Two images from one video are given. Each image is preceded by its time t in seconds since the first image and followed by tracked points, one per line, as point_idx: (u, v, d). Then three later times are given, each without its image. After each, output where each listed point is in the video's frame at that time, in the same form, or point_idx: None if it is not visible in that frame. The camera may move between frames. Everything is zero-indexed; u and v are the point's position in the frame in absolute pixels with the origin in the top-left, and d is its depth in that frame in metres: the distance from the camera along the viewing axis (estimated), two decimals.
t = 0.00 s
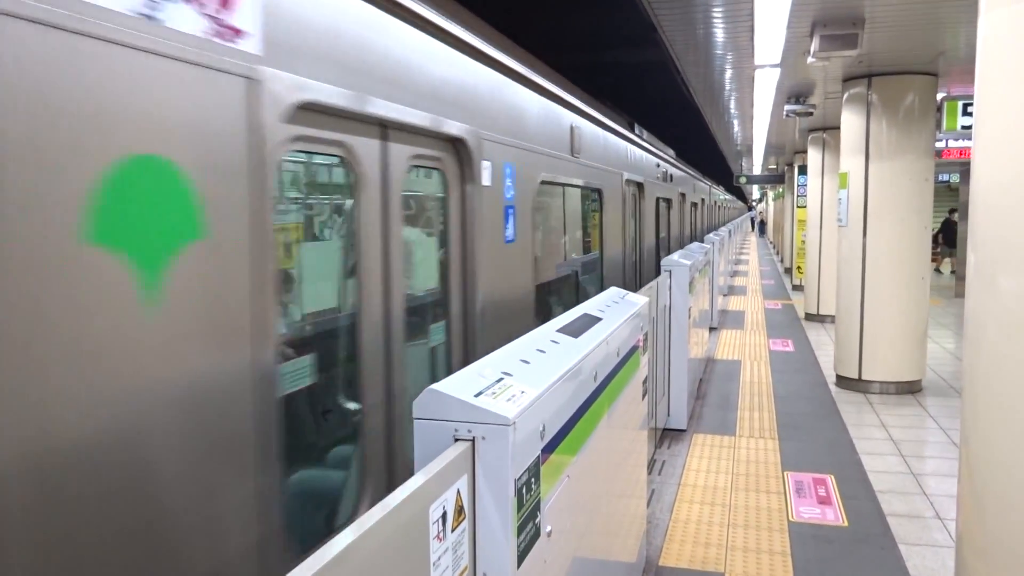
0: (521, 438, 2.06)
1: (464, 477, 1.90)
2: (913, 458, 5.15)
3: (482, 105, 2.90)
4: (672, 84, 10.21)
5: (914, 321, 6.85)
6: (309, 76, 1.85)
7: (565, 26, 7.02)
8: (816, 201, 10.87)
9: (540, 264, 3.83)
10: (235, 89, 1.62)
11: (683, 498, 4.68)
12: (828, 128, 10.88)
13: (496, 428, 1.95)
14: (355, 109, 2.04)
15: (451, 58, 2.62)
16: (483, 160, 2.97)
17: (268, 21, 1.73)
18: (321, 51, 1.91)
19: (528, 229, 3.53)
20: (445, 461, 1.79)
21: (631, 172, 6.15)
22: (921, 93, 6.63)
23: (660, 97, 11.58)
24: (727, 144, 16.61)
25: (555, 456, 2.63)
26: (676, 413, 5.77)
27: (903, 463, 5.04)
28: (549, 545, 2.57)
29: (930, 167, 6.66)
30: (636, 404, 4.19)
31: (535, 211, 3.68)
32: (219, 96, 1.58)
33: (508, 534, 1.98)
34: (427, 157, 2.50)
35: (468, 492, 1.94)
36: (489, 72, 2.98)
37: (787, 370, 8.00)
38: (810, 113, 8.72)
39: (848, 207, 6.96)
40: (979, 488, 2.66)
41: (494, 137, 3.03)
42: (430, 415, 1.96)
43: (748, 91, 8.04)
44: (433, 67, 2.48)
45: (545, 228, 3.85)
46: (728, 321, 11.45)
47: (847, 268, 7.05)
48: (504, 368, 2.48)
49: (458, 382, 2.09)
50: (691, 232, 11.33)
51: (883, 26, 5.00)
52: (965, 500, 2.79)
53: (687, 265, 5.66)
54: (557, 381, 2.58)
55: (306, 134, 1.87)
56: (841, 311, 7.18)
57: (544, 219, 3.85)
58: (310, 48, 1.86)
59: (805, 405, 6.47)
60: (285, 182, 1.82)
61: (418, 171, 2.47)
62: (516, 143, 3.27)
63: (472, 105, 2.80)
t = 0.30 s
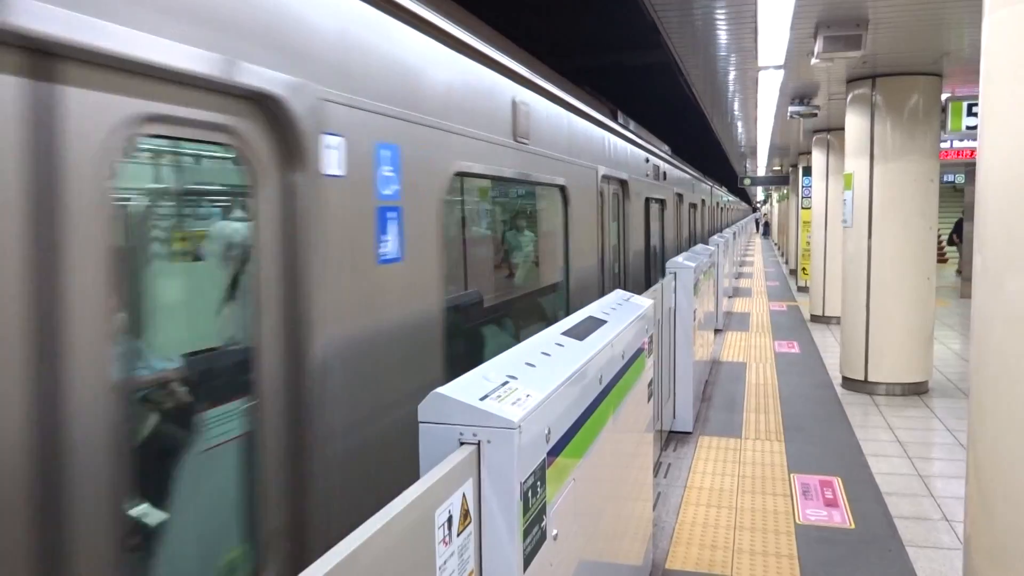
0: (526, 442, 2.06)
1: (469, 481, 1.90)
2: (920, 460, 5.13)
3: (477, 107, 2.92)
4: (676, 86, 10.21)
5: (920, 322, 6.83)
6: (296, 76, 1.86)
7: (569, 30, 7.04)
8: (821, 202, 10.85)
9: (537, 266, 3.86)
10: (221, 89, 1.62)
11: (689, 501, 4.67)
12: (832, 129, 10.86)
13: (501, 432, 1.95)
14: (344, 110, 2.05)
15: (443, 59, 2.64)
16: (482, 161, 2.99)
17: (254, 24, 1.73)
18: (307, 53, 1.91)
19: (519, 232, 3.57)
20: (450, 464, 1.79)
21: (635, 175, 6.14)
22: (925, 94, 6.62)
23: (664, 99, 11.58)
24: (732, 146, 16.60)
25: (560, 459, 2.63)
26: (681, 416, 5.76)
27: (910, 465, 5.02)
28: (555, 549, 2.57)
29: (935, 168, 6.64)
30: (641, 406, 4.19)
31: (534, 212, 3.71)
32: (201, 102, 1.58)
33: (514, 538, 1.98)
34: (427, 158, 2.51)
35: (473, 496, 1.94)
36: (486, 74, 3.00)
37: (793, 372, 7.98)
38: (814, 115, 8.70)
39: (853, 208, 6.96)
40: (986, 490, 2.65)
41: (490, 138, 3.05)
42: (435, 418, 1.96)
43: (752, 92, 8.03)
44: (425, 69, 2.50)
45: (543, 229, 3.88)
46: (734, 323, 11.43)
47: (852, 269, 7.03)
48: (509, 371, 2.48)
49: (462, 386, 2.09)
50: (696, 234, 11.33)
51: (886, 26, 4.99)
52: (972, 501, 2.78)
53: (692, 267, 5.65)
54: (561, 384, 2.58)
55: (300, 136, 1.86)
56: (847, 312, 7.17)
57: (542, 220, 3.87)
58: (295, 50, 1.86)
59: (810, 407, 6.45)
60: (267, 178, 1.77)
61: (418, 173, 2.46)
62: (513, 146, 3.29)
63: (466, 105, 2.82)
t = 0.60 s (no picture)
0: (530, 446, 2.05)
1: (473, 484, 1.89)
2: (924, 464, 5.12)
3: (478, 108, 2.90)
4: (680, 89, 10.23)
5: (924, 325, 6.81)
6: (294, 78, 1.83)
7: (573, 33, 7.04)
8: (825, 206, 10.85)
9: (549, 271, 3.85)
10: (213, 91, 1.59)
11: (692, 505, 4.66)
12: (836, 133, 10.86)
13: (504, 435, 1.94)
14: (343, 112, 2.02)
15: (445, 60, 2.61)
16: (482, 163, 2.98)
17: (250, 25, 1.69)
18: (307, 54, 1.88)
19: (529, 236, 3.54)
20: (454, 468, 1.79)
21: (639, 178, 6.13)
22: (929, 97, 6.62)
23: (668, 103, 11.60)
24: (736, 150, 16.62)
25: (564, 463, 2.62)
26: (685, 419, 5.76)
27: (915, 469, 5.01)
28: (559, 553, 2.56)
29: (939, 171, 6.64)
30: (645, 410, 4.18)
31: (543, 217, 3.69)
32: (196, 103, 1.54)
33: (517, 542, 1.98)
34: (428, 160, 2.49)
35: (477, 500, 1.93)
36: (486, 75, 2.98)
37: (797, 376, 7.97)
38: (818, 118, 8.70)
39: (857, 211, 6.95)
40: (992, 493, 2.64)
41: (490, 139, 3.04)
42: (438, 422, 1.96)
43: (757, 96, 8.04)
44: (428, 69, 2.48)
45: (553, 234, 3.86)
46: (737, 326, 11.43)
47: (856, 273, 7.03)
48: (514, 374, 2.47)
49: (466, 389, 2.08)
50: (700, 237, 11.33)
51: (891, 30, 4.98)
52: (978, 504, 2.77)
53: (696, 271, 5.65)
54: (565, 387, 2.57)
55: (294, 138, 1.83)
56: (851, 315, 7.16)
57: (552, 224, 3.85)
58: (292, 51, 1.83)
59: (814, 411, 6.44)
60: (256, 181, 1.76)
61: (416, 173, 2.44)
62: (514, 148, 3.28)
63: (467, 106, 2.80)
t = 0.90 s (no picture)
0: (533, 449, 2.04)
1: (475, 487, 1.88)
2: (929, 467, 5.10)
3: (489, 114, 2.87)
4: (683, 92, 10.23)
5: (928, 328, 6.80)
6: (313, 81, 1.79)
7: (577, 35, 7.04)
8: (828, 208, 10.84)
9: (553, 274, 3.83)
10: (239, 96, 1.55)
11: (696, 508, 4.65)
12: (839, 135, 10.85)
13: (507, 438, 1.93)
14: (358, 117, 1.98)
15: (456, 65, 2.58)
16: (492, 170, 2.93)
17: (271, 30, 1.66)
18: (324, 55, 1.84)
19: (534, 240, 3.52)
20: (457, 472, 1.78)
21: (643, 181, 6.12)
22: (933, 99, 6.61)
23: (672, 105, 11.59)
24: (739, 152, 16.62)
25: (568, 466, 2.61)
26: (689, 422, 5.76)
27: (919, 473, 5.00)
28: (562, 557, 2.55)
29: (943, 174, 6.64)
30: (649, 413, 4.17)
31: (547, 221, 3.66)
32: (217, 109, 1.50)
33: (521, 546, 1.96)
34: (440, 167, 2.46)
35: (480, 503, 1.92)
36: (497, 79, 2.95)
37: (800, 378, 7.96)
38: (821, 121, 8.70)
39: (861, 214, 6.95)
40: (997, 496, 2.63)
41: (501, 144, 3.00)
42: (441, 425, 1.95)
43: (760, 98, 8.03)
44: (438, 76, 2.44)
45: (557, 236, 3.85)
46: (741, 329, 11.43)
47: (860, 276, 7.02)
48: (517, 377, 2.46)
49: (470, 392, 2.07)
50: (703, 239, 11.33)
51: (895, 32, 4.97)
52: (982, 507, 2.76)
53: (699, 273, 5.64)
54: (569, 390, 2.56)
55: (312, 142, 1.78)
56: (855, 318, 7.15)
57: (556, 228, 3.83)
58: (313, 57, 1.79)
59: (818, 414, 6.44)
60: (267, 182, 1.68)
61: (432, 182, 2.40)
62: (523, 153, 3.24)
63: (478, 112, 2.76)
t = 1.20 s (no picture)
0: (535, 451, 2.03)
1: (478, 489, 1.88)
2: (932, 470, 5.10)
3: (491, 114, 2.87)
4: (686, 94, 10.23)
5: (930, 330, 6.80)
6: (317, 81, 1.80)
7: (579, 37, 7.04)
8: (831, 211, 10.84)
9: (555, 276, 3.83)
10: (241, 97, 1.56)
11: (698, 510, 4.65)
12: (841, 138, 10.85)
13: (510, 441, 1.92)
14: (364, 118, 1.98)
15: (459, 66, 2.58)
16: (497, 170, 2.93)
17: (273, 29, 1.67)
18: (327, 56, 1.84)
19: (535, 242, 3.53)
20: (459, 474, 1.77)
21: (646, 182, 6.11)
22: (936, 102, 6.61)
23: (674, 108, 11.60)
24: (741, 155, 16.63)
25: (570, 468, 2.60)
26: (691, 424, 5.75)
27: (922, 475, 4.99)
28: (565, 559, 2.54)
29: (945, 176, 6.63)
30: (652, 414, 4.16)
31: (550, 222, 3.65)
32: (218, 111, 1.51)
33: (523, 549, 1.95)
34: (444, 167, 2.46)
35: (482, 505, 1.91)
36: (497, 79, 2.95)
37: (802, 381, 7.96)
38: (823, 124, 8.71)
39: (863, 216, 6.95)
40: (1001, 498, 2.62)
41: (503, 145, 3.00)
42: (444, 427, 1.94)
43: (762, 100, 8.03)
44: (442, 75, 2.45)
45: (559, 238, 3.84)
46: (743, 331, 11.42)
47: (861, 278, 7.02)
48: (519, 379, 2.46)
49: (472, 394, 2.07)
50: (706, 242, 11.33)
51: (897, 34, 4.97)
52: (987, 509, 2.75)
53: (702, 275, 5.64)
54: (571, 392, 2.56)
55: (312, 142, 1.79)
56: (856, 320, 7.15)
57: (558, 230, 3.82)
58: (317, 60, 1.81)
59: (820, 416, 6.43)
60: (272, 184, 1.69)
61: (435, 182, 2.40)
62: (524, 154, 3.24)
63: (481, 112, 2.77)
